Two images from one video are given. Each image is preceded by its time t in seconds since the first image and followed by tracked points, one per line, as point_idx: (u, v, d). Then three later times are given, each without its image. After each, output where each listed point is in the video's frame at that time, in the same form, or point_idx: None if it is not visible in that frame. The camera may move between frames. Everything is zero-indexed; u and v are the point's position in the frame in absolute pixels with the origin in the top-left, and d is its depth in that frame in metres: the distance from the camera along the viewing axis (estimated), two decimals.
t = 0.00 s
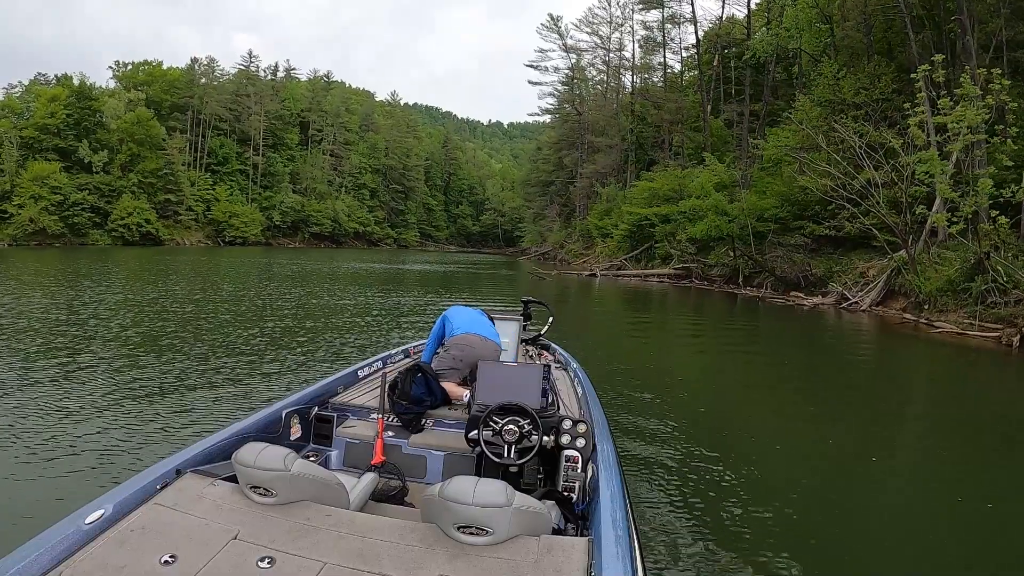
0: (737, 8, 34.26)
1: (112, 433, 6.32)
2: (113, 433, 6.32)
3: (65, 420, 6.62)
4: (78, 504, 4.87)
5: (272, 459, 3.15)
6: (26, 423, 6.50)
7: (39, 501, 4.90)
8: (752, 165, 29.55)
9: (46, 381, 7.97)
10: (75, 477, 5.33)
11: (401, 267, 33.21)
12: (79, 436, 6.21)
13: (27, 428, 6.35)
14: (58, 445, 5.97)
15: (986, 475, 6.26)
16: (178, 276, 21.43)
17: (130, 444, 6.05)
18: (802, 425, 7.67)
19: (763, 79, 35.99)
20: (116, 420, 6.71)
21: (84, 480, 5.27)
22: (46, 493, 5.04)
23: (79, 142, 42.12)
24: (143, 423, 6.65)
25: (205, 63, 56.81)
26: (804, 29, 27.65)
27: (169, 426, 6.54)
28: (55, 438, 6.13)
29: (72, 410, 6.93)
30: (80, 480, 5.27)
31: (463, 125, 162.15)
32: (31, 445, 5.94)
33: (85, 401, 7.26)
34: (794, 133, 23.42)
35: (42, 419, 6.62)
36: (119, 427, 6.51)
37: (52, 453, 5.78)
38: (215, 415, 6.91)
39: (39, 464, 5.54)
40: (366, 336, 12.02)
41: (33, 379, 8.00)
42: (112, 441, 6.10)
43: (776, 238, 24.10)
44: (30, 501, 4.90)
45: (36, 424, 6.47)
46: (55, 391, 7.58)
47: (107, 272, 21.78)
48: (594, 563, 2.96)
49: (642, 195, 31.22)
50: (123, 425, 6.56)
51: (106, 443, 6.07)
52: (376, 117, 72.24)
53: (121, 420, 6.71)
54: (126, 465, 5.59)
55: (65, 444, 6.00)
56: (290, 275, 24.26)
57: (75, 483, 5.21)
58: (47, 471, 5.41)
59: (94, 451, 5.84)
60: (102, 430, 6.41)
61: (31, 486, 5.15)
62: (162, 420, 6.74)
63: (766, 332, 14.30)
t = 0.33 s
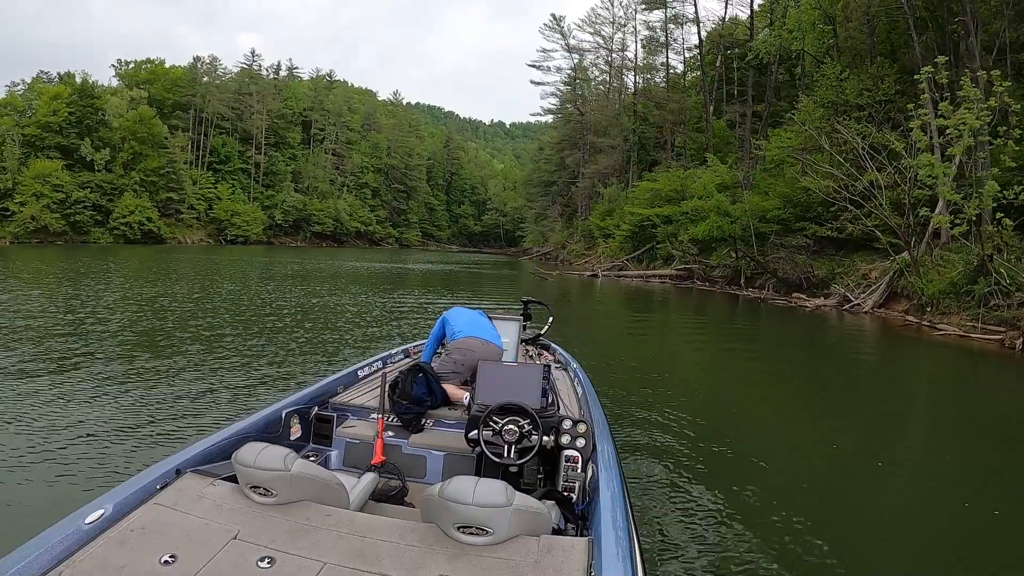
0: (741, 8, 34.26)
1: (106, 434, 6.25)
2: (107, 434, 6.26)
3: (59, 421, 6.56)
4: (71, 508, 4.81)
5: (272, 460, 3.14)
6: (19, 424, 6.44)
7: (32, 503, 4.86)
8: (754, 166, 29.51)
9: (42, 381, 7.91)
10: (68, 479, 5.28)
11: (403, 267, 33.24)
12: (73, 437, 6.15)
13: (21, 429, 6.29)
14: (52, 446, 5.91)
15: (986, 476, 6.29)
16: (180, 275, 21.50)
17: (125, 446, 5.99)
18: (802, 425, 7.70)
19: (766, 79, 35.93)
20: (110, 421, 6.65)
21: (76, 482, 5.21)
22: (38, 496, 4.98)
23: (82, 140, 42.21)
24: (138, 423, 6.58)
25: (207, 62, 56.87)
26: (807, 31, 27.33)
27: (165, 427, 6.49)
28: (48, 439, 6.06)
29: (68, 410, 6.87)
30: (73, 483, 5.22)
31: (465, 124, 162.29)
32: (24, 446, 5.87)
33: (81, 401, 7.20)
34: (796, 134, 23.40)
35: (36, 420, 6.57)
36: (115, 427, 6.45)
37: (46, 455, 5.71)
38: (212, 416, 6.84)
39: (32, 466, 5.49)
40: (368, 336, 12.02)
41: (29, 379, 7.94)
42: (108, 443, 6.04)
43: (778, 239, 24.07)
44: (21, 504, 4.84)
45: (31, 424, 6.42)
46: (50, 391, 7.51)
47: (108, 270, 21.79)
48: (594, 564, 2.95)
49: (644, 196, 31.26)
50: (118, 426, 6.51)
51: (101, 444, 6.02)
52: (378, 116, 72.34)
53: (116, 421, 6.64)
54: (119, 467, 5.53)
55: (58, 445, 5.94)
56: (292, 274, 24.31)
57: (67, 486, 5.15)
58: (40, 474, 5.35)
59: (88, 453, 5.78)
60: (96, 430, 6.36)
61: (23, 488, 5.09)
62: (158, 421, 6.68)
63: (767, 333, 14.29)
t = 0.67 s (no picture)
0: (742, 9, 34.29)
1: (103, 435, 6.25)
2: (104, 436, 6.24)
3: (57, 423, 6.55)
4: (68, 510, 4.80)
5: (272, 459, 3.15)
6: (20, 425, 6.45)
7: (29, 505, 4.85)
8: (756, 166, 29.49)
9: (39, 383, 7.89)
10: (64, 480, 5.28)
11: (405, 268, 33.34)
12: (70, 439, 6.13)
13: (18, 432, 6.27)
14: (48, 449, 5.89)
15: (986, 476, 6.27)
16: (183, 276, 21.60)
17: (121, 447, 5.97)
18: (803, 426, 7.70)
19: (767, 79, 35.91)
20: (107, 422, 6.64)
21: (72, 484, 5.21)
22: (35, 497, 4.97)
23: (83, 143, 42.41)
24: (133, 425, 6.57)
25: (209, 64, 56.97)
26: (808, 30, 26.95)
27: (162, 428, 6.49)
28: (45, 442, 6.05)
29: (65, 413, 6.86)
30: (69, 484, 5.21)
31: (467, 125, 162.62)
32: (20, 449, 5.86)
33: (78, 404, 7.18)
34: (798, 134, 23.38)
35: (33, 422, 6.55)
36: (111, 429, 6.44)
37: (42, 457, 5.70)
38: (209, 417, 6.85)
39: (28, 468, 5.47)
40: (371, 336, 12.07)
41: (25, 382, 7.90)
42: (104, 444, 6.03)
43: (781, 239, 24.05)
44: (18, 505, 4.83)
45: (27, 427, 6.40)
46: (51, 393, 7.53)
47: (109, 272, 21.80)
48: (594, 564, 2.95)
49: (645, 197, 31.27)
50: (114, 427, 6.49)
51: (97, 446, 6.00)
52: (380, 118, 72.54)
53: (112, 423, 6.63)
54: (121, 467, 5.55)
55: (54, 448, 5.92)
56: (295, 276, 24.40)
57: (63, 488, 5.13)
58: (36, 476, 5.34)
59: (85, 456, 5.77)
60: (99, 431, 6.38)
61: (21, 490, 5.08)
62: (154, 423, 6.67)
63: (769, 334, 14.28)
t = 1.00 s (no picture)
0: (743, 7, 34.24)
1: (102, 437, 6.25)
2: (101, 437, 6.24)
3: (56, 425, 6.54)
4: (66, 511, 4.82)
5: (272, 460, 3.15)
6: (22, 425, 6.49)
7: (25, 507, 4.85)
8: (758, 165, 29.42)
9: (39, 386, 7.86)
10: (60, 482, 5.27)
11: (407, 268, 33.40)
12: (67, 440, 6.13)
13: (20, 431, 6.32)
14: (46, 451, 5.89)
15: (987, 475, 6.22)
16: (185, 278, 21.66)
17: (118, 449, 5.98)
18: (804, 426, 7.67)
19: (769, 78, 35.83)
20: (108, 423, 6.68)
21: (68, 486, 5.19)
22: (30, 499, 4.97)
23: (85, 144, 42.50)
24: (131, 427, 6.57)
25: (210, 66, 57.10)
26: (811, 27, 27.02)
27: (159, 430, 6.48)
28: (42, 444, 6.04)
29: (63, 415, 6.84)
30: (64, 486, 5.21)
31: (469, 125, 162.76)
32: (17, 450, 5.85)
33: (76, 406, 7.16)
34: (800, 133, 23.32)
35: (32, 424, 6.54)
36: (109, 431, 6.42)
37: (40, 459, 5.70)
38: (207, 419, 6.84)
39: (26, 469, 5.48)
40: (371, 337, 12.10)
41: (23, 384, 7.88)
42: (102, 446, 6.02)
43: (784, 238, 23.98)
44: (19, 505, 4.86)
45: (29, 427, 6.45)
46: (53, 393, 7.59)
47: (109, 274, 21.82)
48: (594, 563, 2.95)
49: (647, 196, 31.24)
50: (112, 429, 6.48)
51: (94, 448, 6.00)
52: (381, 118, 72.61)
53: (110, 424, 6.62)
54: (122, 467, 5.58)
55: (52, 449, 5.92)
56: (296, 277, 24.46)
57: (61, 489, 5.14)
58: (38, 475, 5.38)
59: (86, 455, 5.80)
60: (100, 431, 6.42)
61: (24, 489, 5.12)
62: (152, 424, 6.67)
63: (771, 333, 14.23)
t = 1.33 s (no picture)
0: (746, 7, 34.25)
1: (100, 437, 6.24)
2: (99, 438, 6.22)
3: (55, 425, 6.53)
4: (67, 511, 4.82)
5: (272, 459, 3.15)
6: (24, 425, 6.51)
7: (25, 506, 4.85)
8: (761, 165, 29.39)
9: (38, 386, 7.84)
10: (58, 483, 5.27)
11: (409, 268, 33.45)
12: (66, 440, 6.13)
13: (23, 430, 6.34)
14: (45, 451, 5.88)
15: (987, 476, 6.22)
16: (188, 278, 21.73)
17: (117, 449, 5.97)
18: (803, 426, 7.65)
19: (772, 78, 35.80)
20: (111, 422, 6.69)
21: (66, 487, 5.19)
22: (28, 499, 4.96)
23: (88, 144, 42.64)
24: (130, 427, 6.56)
25: (213, 65, 57.17)
26: (814, 26, 27.01)
27: (158, 431, 6.48)
28: (40, 444, 6.02)
29: (62, 415, 6.83)
30: (62, 486, 5.20)
31: (471, 125, 162.96)
32: (20, 450, 5.87)
33: (75, 406, 7.14)
34: (803, 132, 23.26)
35: (29, 424, 6.52)
36: (107, 431, 6.41)
37: (38, 459, 5.69)
38: (207, 419, 6.83)
39: (24, 470, 5.47)
40: (373, 336, 12.15)
41: (22, 384, 7.85)
42: (100, 446, 6.01)
43: (786, 238, 23.94)
44: (21, 504, 4.88)
45: (33, 426, 6.47)
46: (55, 392, 7.60)
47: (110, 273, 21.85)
48: (594, 564, 2.94)
49: (650, 196, 31.23)
50: (110, 430, 6.46)
51: (92, 448, 5.98)
52: (384, 118, 72.74)
53: (108, 425, 6.60)
54: (123, 467, 5.59)
55: (51, 450, 5.91)
56: (299, 276, 24.50)
57: (58, 490, 5.12)
58: (40, 475, 5.38)
59: (88, 455, 5.81)
60: (102, 431, 6.43)
61: (26, 489, 5.14)
62: (150, 424, 6.65)
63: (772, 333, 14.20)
